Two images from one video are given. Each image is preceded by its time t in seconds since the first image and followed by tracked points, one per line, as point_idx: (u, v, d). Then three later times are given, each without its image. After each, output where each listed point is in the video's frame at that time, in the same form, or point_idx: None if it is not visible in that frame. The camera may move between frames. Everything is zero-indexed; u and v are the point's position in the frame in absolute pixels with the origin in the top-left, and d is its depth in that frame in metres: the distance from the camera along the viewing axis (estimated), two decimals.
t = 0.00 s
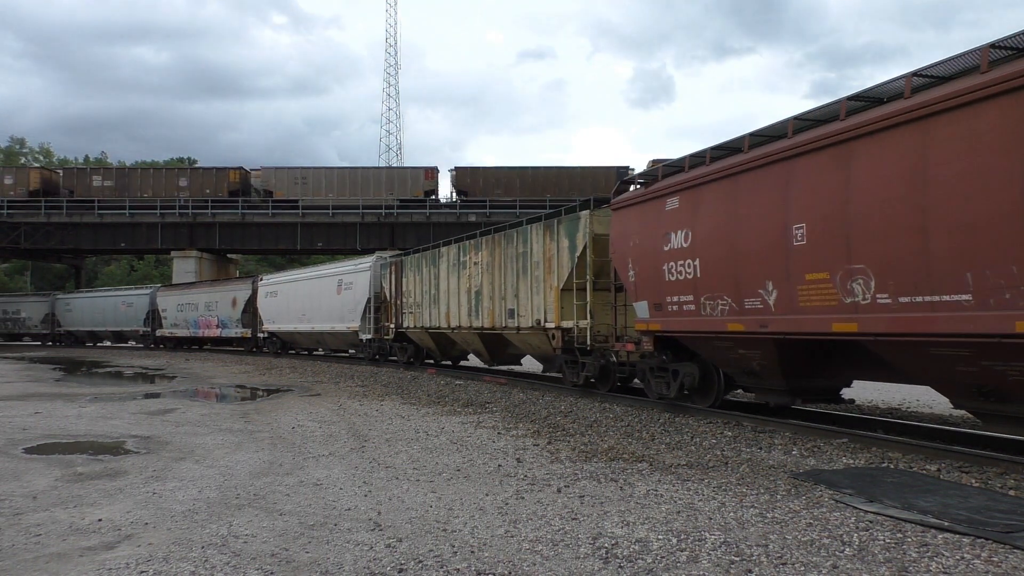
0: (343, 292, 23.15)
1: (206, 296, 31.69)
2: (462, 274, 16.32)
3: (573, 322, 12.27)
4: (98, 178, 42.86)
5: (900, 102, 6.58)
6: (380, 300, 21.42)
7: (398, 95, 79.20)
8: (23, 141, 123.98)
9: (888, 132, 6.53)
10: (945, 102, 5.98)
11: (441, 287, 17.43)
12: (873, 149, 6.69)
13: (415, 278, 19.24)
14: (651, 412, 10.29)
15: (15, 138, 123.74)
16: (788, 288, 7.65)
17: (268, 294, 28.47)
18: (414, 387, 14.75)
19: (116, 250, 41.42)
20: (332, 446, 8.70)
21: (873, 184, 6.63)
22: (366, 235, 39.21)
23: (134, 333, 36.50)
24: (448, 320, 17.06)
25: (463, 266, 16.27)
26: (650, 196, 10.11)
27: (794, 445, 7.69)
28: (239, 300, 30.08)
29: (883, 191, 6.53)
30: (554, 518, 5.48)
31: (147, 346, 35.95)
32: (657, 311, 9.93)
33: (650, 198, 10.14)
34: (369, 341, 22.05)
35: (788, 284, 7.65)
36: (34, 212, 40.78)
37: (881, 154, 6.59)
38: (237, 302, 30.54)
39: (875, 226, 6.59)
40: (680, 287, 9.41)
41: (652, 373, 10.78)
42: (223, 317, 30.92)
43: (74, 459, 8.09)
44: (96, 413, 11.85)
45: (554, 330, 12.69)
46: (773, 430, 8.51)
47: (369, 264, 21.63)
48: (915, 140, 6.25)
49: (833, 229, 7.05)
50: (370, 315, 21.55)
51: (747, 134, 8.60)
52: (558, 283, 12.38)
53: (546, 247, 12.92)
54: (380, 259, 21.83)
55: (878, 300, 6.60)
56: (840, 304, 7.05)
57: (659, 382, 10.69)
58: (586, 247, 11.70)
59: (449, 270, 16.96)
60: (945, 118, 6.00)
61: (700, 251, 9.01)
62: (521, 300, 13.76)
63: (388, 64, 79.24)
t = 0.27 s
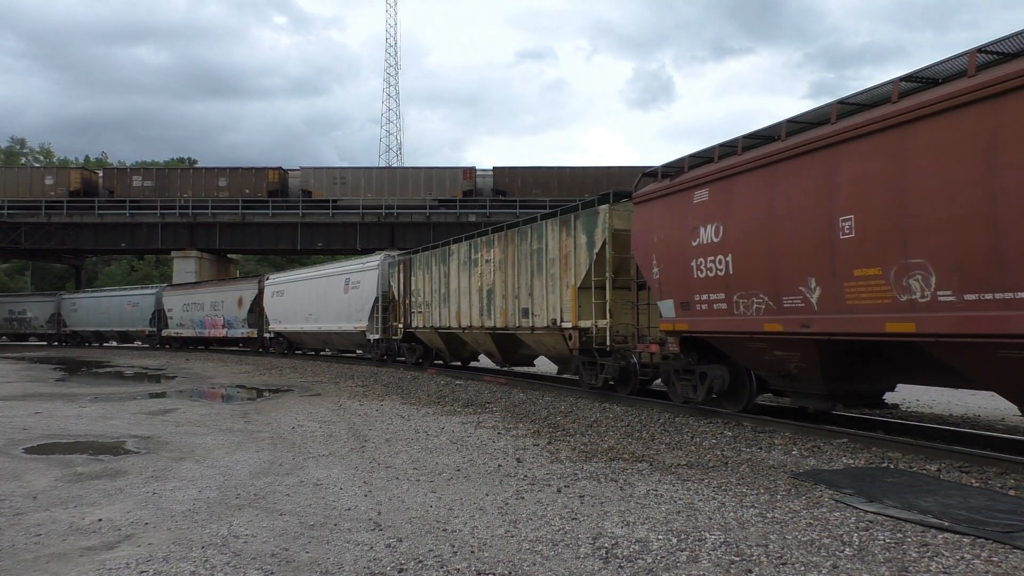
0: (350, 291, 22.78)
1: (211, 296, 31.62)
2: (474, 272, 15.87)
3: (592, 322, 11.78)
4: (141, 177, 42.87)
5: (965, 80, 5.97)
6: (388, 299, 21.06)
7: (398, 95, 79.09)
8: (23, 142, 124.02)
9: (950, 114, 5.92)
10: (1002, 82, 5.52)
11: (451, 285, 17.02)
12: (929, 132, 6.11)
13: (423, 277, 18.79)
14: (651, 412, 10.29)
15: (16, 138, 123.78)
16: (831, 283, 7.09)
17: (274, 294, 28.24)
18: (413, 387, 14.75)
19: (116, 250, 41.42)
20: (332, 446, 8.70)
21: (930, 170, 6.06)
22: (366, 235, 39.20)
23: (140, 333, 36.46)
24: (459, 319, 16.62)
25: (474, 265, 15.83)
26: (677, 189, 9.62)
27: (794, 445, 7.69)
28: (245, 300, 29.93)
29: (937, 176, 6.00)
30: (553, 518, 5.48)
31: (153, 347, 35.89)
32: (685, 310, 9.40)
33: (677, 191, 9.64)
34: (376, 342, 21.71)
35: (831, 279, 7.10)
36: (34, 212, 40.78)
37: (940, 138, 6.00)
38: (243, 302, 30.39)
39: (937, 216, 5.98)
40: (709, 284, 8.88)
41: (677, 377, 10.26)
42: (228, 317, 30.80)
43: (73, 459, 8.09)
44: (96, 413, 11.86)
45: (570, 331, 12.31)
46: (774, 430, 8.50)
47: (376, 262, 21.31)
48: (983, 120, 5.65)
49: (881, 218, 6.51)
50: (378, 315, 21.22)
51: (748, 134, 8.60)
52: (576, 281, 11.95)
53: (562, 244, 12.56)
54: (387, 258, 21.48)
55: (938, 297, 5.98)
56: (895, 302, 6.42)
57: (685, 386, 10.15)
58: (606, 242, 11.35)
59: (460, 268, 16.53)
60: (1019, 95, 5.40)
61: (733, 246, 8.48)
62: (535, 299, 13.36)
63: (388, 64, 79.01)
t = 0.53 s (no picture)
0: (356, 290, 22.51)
1: (218, 295, 31.56)
2: (486, 270, 15.50)
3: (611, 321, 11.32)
4: (177, 178, 42.76)
5: None
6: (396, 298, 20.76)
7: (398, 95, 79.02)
8: (23, 141, 124.02)
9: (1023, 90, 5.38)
10: None
11: (462, 284, 16.63)
12: (997, 112, 5.58)
13: (433, 275, 18.41)
14: (651, 412, 10.30)
15: (16, 138, 123.80)
16: (886, 280, 6.54)
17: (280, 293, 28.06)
18: (414, 387, 14.76)
19: (116, 250, 41.42)
20: (333, 446, 8.70)
21: (1002, 154, 5.51)
22: (366, 235, 39.21)
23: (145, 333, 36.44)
24: (470, 318, 16.23)
25: (486, 262, 15.46)
26: (705, 179, 9.03)
27: (794, 445, 7.69)
28: (251, 299, 29.80)
29: (1008, 162, 5.45)
30: (554, 518, 5.48)
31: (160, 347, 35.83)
32: (715, 309, 8.83)
33: (705, 182, 9.06)
34: (384, 342, 21.39)
35: (885, 275, 6.54)
36: (34, 212, 40.78)
37: (1011, 117, 5.46)
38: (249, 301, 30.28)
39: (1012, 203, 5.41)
40: (743, 281, 8.32)
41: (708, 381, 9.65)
42: (234, 317, 30.69)
43: (73, 459, 8.09)
44: (96, 413, 11.86)
45: (589, 331, 11.81)
46: (773, 430, 8.51)
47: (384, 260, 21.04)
48: None
49: (943, 209, 5.96)
50: (386, 314, 20.95)
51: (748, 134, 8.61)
52: (594, 279, 11.58)
53: (580, 240, 12.06)
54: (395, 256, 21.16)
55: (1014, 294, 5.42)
56: (961, 299, 5.85)
57: (715, 390, 9.53)
58: (627, 238, 10.82)
59: (470, 265, 16.16)
60: None
61: (770, 240, 7.92)
62: (551, 297, 12.91)
63: (389, 64, 78.87)
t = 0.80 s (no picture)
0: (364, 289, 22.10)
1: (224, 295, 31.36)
2: (498, 268, 14.97)
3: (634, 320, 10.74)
4: (217, 177, 42.29)
5: None
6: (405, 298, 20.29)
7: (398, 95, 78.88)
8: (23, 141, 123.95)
9: None
10: None
11: (473, 282, 16.14)
12: None
13: (442, 273, 17.87)
14: (651, 411, 10.30)
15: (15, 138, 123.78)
16: (947, 275, 6.04)
17: (286, 292, 27.79)
18: (413, 387, 14.76)
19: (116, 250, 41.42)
20: (332, 446, 8.70)
21: None
22: (366, 235, 39.20)
23: (150, 334, 36.40)
24: (481, 318, 15.68)
25: (499, 260, 14.93)
26: (742, 168, 8.55)
27: (794, 445, 7.69)
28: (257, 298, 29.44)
29: None
30: (554, 518, 5.48)
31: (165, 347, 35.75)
32: (752, 308, 8.42)
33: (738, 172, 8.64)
34: (392, 342, 20.96)
35: (947, 270, 6.05)
36: (34, 212, 40.77)
37: None
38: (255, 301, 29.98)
39: None
40: (783, 279, 7.90)
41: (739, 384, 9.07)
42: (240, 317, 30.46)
43: (73, 459, 8.09)
44: (95, 413, 11.85)
45: (609, 331, 11.29)
46: (773, 430, 8.51)
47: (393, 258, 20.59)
48: None
49: (1014, 196, 5.46)
50: (394, 314, 20.53)
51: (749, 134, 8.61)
52: (613, 276, 11.01)
53: (599, 235, 11.50)
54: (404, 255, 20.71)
55: None
56: None
57: (747, 394, 8.95)
58: (650, 233, 10.23)
59: (482, 263, 15.62)
60: None
61: (811, 235, 7.49)
62: (568, 296, 12.40)
63: (388, 65, 78.67)
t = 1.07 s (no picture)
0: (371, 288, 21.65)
1: (229, 294, 31.20)
2: (512, 266, 14.47)
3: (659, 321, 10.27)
4: (257, 177, 42.31)
5: None
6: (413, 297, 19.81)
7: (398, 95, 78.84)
8: (23, 142, 123.98)
9: None
10: None
11: (484, 281, 15.65)
12: None
13: (453, 272, 17.36)
14: (651, 411, 10.31)
15: (16, 138, 123.83)
16: None
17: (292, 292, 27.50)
18: (413, 387, 14.76)
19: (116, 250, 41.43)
20: (332, 446, 8.70)
21: None
22: (366, 235, 39.21)
23: (156, 334, 36.36)
24: (494, 318, 15.17)
25: (512, 257, 14.43)
26: (784, 157, 8.03)
27: (794, 445, 7.69)
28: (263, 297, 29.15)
29: None
30: (554, 518, 5.48)
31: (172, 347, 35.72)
32: (791, 307, 7.89)
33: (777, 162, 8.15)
34: (400, 343, 20.47)
35: None
36: (34, 212, 40.78)
37: None
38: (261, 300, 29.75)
39: None
40: (828, 275, 7.38)
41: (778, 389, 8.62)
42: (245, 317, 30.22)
43: (73, 459, 8.10)
44: (95, 413, 11.86)
45: (630, 331, 10.81)
46: (773, 430, 8.52)
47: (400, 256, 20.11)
48: None
49: None
50: (402, 313, 20.06)
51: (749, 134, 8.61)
52: (636, 274, 10.53)
53: (620, 230, 11.01)
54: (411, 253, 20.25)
55: None
56: None
57: (785, 400, 8.52)
58: (675, 226, 9.75)
59: (494, 261, 15.13)
60: None
61: (860, 227, 6.99)
62: (586, 295, 11.91)
63: (388, 64, 78.28)
